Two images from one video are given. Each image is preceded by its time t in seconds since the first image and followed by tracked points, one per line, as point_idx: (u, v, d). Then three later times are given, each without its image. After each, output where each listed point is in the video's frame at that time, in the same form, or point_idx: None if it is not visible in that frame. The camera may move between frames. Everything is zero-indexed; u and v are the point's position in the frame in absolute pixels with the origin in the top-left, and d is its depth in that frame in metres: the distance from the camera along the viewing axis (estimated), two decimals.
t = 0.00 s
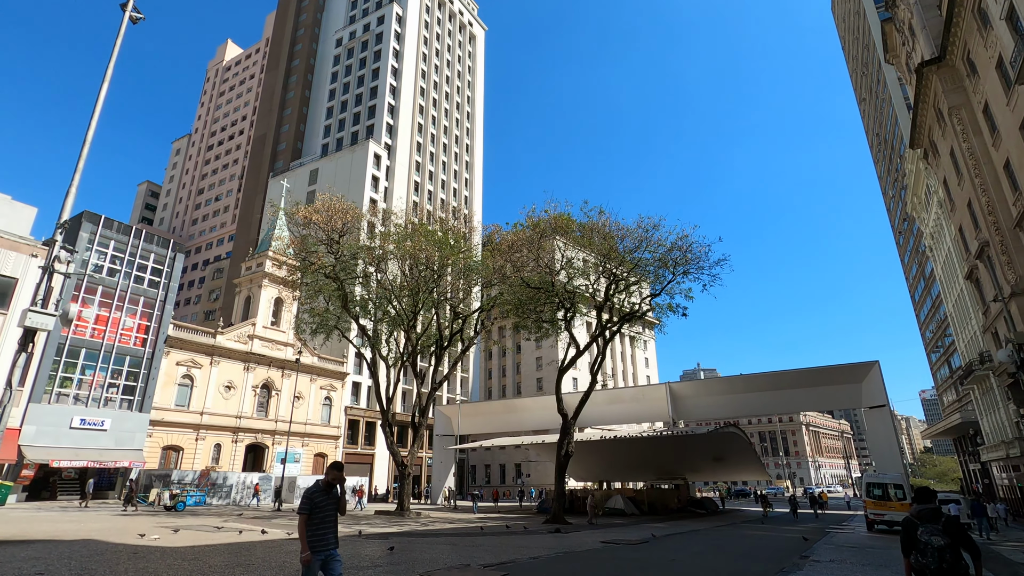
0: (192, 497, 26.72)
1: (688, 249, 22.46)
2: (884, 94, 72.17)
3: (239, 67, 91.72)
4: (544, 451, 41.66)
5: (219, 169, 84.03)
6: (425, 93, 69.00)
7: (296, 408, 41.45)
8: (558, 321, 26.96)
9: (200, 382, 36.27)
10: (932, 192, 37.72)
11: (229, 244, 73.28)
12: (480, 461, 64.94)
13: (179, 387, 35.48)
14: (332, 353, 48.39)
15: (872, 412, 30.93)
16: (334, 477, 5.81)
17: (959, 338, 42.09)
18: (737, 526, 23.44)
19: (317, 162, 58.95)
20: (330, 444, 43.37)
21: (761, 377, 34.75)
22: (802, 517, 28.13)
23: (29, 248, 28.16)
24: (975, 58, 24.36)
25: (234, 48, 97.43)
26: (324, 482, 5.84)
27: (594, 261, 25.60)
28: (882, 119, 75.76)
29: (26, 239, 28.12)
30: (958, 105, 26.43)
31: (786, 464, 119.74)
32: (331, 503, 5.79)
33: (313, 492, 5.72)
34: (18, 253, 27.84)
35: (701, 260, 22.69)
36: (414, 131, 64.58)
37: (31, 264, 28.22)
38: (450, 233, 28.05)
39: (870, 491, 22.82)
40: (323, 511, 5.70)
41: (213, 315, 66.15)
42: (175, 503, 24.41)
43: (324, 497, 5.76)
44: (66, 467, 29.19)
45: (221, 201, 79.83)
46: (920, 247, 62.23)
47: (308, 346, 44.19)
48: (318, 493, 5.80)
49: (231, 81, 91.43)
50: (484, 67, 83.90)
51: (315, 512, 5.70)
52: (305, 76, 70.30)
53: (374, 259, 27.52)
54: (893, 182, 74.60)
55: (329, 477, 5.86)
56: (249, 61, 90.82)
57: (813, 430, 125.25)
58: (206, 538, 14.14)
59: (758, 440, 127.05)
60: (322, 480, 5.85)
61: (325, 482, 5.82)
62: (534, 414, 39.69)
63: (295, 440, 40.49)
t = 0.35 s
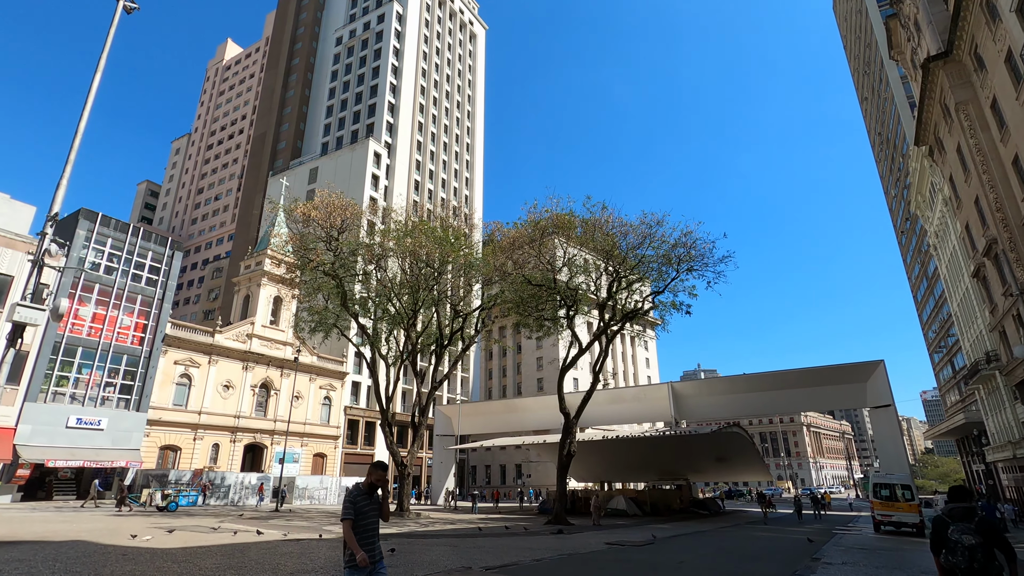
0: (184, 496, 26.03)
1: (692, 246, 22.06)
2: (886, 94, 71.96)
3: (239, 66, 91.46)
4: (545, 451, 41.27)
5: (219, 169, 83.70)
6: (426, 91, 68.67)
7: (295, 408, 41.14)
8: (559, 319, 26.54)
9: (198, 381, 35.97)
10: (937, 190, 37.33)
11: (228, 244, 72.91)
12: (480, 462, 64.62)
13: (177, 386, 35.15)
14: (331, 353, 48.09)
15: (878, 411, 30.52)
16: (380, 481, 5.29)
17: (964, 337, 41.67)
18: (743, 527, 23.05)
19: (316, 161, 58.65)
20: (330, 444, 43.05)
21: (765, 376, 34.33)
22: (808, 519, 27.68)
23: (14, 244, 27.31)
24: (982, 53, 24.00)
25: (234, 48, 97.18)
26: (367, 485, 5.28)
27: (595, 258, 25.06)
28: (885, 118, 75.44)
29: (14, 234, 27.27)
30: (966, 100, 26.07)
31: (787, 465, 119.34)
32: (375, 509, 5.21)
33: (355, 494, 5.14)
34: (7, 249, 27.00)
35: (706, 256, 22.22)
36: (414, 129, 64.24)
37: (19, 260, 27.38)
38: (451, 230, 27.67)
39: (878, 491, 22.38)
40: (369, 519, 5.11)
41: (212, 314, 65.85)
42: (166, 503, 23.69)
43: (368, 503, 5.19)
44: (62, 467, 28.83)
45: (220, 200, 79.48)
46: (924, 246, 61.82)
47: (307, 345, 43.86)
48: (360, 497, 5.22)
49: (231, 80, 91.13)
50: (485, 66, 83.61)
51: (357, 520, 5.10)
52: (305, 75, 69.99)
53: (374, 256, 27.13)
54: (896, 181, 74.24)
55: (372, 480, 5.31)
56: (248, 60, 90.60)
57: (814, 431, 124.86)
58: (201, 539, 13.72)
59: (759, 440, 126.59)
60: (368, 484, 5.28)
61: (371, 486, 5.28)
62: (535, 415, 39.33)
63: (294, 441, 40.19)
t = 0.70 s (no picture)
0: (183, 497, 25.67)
1: (700, 242, 21.65)
2: (893, 90, 71.34)
3: (243, 67, 91.50)
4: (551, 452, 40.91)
5: (223, 169, 83.71)
6: (429, 90, 68.47)
7: (299, 408, 40.96)
8: (565, 318, 26.17)
9: (201, 381, 35.82)
10: (948, 186, 36.79)
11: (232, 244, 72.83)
12: (485, 462, 64.34)
13: (181, 386, 35.00)
14: (335, 353, 47.91)
15: (889, 411, 30.04)
16: (436, 486, 4.70)
17: (976, 335, 41.09)
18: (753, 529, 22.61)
19: (320, 161, 58.53)
20: (334, 444, 42.87)
21: (774, 376, 33.86)
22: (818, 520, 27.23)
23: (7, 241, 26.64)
24: (996, 45, 23.54)
25: (238, 48, 97.18)
26: (421, 491, 4.75)
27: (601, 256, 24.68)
28: (892, 115, 74.74)
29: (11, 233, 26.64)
30: (979, 94, 25.58)
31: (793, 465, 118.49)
32: (429, 518, 4.66)
33: (409, 503, 4.62)
34: None
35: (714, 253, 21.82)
36: (418, 128, 64.01)
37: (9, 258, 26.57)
38: (455, 228, 27.34)
39: (891, 492, 21.87)
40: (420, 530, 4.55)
41: (216, 315, 65.83)
42: (165, 504, 23.00)
43: (420, 511, 4.64)
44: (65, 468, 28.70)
45: (225, 201, 79.47)
46: (933, 243, 61.07)
47: (311, 345, 43.64)
48: (412, 504, 4.70)
49: (235, 81, 91.18)
50: (488, 65, 83.32)
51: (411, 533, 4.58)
52: (308, 74, 69.86)
53: (378, 254, 26.85)
54: (904, 179, 73.56)
55: (427, 485, 4.76)
56: (252, 61, 90.64)
57: (820, 431, 123.99)
58: (203, 540, 13.46)
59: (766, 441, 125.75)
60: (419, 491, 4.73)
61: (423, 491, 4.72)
62: (541, 415, 38.96)
63: (299, 441, 39.99)
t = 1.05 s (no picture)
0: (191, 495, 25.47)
1: (714, 237, 21.16)
2: (906, 83, 70.19)
3: (252, 67, 91.82)
4: (561, 451, 40.57)
5: (232, 170, 84.02)
6: (437, 89, 68.30)
7: (308, 407, 40.91)
8: (575, 315, 25.80)
9: (211, 380, 35.83)
10: (966, 179, 35.96)
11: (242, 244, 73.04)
12: (494, 461, 64.14)
13: (190, 385, 35.02)
14: (345, 352, 47.85)
15: (907, 409, 29.40)
16: (513, 486, 4.40)
17: (995, 332, 40.24)
18: (770, 530, 22.08)
19: (328, 160, 58.51)
20: (343, 443, 42.77)
21: (788, 374, 33.27)
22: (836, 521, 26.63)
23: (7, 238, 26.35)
24: (1018, 32, 22.85)
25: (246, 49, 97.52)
26: (497, 490, 4.40)
27: (612, 252, 24.25)
28: (906, 109, 73.60)
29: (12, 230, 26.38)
30: (999, 83, 24.83)
31: (806, 465, 117.22)
32: (509, 523, 4.34)
33: (486, 501, 4.28)
34: None
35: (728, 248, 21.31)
36: (425, 126, 63.82)
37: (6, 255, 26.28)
38: (464, 224, 27.00)
39: (911, 492, 21.34)
40: (504, 535, 4.24)
41: (226, 315, 66.06)
42: (170, 503, 23.21)
43: (501, 512, 4.31)
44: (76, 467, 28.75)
45: (234, 201, 79.73)
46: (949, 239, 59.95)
47: (320, 345, 43.60)
48: (489, 503, 4.33)
49: (243, 82, 91.56)
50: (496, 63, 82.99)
51: (493, 536, 4.24)
52: (316, 74, 69.90)
53: (387, 251, 26.60)
54: (918, 173, 72.39)
55: (502, 485, 4.44)
56: (261, 61, 90.87)
57: (833, 430, 122.58)
58: (211, 540, 13.26)
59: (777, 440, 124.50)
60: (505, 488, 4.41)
61: (502, 491, 4.40)
62: (551, 414, 38.61)
63: (308, 440, 39.93)
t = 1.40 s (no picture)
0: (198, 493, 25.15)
1: (727, 232, 20.68)
2: (919, 78, 69.17)
3: (260, 68, 92.09)
4: (570, 450, 40.23)
5: (240, 170, 84.30)
6: (444, 87, 68.07)
7: (315, 406, 40.79)
8: (585, 312, 25.40)
9: (219, 379, 35.81)
10: (984, 173, 35.21)
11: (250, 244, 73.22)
12: (502, 461, 63.88)
13: (199, 384, 35.01)
14: (352, 350, 47.74)
15: (925, 407, 28.74)
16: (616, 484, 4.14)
17: (1013, 329, 39.39)
18: (785, 530, 21.62)
19: (335, 159, 58.48)
20: (351, 442, 42.61)
21: (801, 372, 32.68)
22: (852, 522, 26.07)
23: (7, 234, 28.91)
24: None
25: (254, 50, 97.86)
26: (598, 491, 4.11)
27: (622, 248, 23.79)
28: (918, 103, 72.54)
29: (13, 226, 29.13)
30: (1020, 72, 24.17)
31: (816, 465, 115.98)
32: (612, 526, 4.14)
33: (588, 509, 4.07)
34: None
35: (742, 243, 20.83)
36: (432, 125, 63.57)
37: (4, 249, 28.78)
38: (471, 220, 26.69)
39: (931, 492, 20.79)
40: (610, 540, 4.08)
41: (234, 314, 66.26)
42: (174, 502, 22.73)
43: (605, 516, 4.10)
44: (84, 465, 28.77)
45: (242, 201, 79.98)
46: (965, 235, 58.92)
47: (327, 343, 43.53)
48: (593, 506, 4.09)
49: (251, 83, 91.87)
50: (502, 62, 82.58)
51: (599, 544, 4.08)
52: (323, 74, 69.94)
53: (394, 248, 26.36)
54: (932, 169, 71.28)
55: (603, 483, 4.14)
56: (268, 62, 91.12)
57: (844, 430, 121.22)
58: (216, 540, 13.05)
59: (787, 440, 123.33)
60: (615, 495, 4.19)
61: (607, 492, 4.17)
62: (560, 413, 38.25)
63: (316, 439, 39.82)
